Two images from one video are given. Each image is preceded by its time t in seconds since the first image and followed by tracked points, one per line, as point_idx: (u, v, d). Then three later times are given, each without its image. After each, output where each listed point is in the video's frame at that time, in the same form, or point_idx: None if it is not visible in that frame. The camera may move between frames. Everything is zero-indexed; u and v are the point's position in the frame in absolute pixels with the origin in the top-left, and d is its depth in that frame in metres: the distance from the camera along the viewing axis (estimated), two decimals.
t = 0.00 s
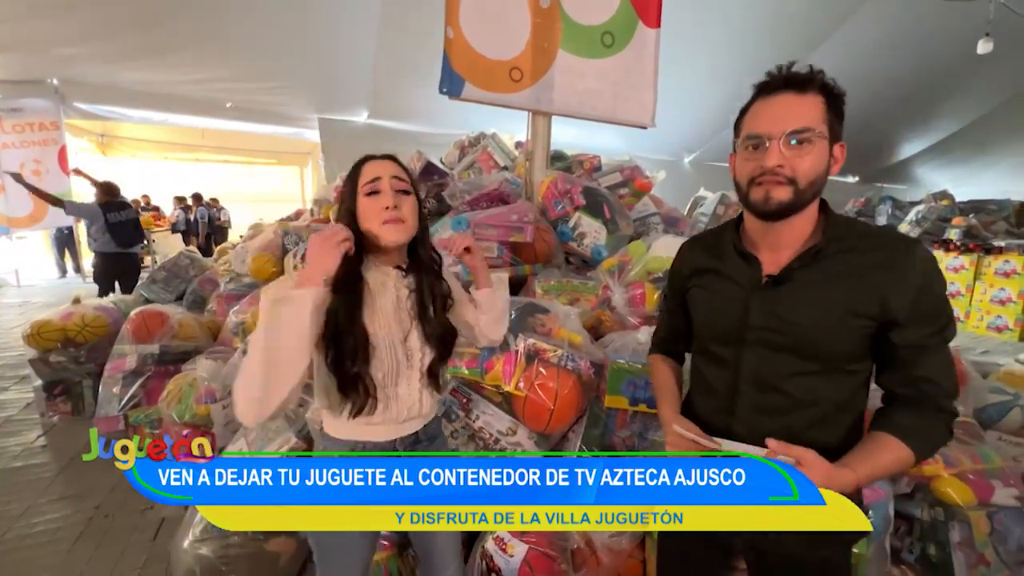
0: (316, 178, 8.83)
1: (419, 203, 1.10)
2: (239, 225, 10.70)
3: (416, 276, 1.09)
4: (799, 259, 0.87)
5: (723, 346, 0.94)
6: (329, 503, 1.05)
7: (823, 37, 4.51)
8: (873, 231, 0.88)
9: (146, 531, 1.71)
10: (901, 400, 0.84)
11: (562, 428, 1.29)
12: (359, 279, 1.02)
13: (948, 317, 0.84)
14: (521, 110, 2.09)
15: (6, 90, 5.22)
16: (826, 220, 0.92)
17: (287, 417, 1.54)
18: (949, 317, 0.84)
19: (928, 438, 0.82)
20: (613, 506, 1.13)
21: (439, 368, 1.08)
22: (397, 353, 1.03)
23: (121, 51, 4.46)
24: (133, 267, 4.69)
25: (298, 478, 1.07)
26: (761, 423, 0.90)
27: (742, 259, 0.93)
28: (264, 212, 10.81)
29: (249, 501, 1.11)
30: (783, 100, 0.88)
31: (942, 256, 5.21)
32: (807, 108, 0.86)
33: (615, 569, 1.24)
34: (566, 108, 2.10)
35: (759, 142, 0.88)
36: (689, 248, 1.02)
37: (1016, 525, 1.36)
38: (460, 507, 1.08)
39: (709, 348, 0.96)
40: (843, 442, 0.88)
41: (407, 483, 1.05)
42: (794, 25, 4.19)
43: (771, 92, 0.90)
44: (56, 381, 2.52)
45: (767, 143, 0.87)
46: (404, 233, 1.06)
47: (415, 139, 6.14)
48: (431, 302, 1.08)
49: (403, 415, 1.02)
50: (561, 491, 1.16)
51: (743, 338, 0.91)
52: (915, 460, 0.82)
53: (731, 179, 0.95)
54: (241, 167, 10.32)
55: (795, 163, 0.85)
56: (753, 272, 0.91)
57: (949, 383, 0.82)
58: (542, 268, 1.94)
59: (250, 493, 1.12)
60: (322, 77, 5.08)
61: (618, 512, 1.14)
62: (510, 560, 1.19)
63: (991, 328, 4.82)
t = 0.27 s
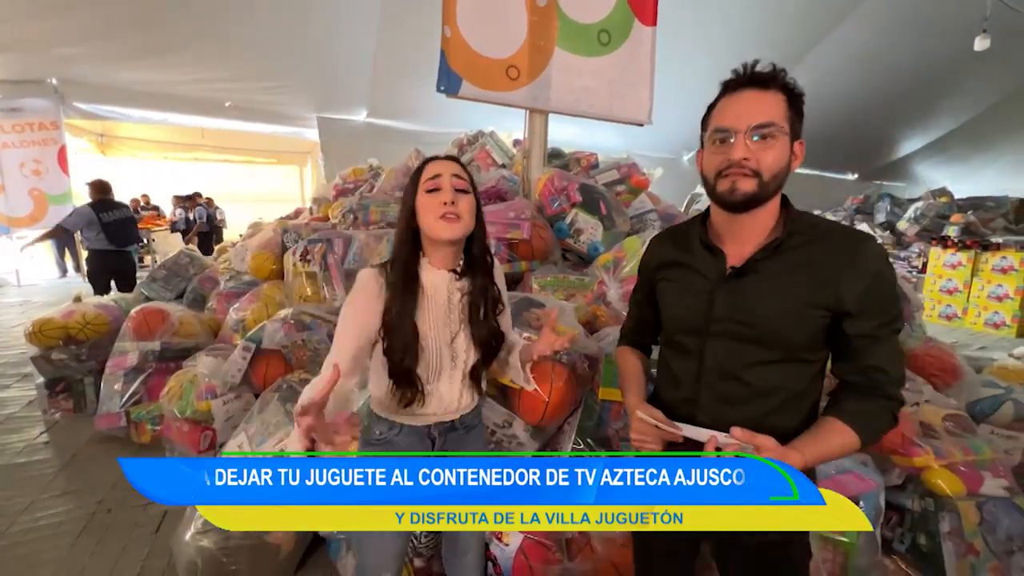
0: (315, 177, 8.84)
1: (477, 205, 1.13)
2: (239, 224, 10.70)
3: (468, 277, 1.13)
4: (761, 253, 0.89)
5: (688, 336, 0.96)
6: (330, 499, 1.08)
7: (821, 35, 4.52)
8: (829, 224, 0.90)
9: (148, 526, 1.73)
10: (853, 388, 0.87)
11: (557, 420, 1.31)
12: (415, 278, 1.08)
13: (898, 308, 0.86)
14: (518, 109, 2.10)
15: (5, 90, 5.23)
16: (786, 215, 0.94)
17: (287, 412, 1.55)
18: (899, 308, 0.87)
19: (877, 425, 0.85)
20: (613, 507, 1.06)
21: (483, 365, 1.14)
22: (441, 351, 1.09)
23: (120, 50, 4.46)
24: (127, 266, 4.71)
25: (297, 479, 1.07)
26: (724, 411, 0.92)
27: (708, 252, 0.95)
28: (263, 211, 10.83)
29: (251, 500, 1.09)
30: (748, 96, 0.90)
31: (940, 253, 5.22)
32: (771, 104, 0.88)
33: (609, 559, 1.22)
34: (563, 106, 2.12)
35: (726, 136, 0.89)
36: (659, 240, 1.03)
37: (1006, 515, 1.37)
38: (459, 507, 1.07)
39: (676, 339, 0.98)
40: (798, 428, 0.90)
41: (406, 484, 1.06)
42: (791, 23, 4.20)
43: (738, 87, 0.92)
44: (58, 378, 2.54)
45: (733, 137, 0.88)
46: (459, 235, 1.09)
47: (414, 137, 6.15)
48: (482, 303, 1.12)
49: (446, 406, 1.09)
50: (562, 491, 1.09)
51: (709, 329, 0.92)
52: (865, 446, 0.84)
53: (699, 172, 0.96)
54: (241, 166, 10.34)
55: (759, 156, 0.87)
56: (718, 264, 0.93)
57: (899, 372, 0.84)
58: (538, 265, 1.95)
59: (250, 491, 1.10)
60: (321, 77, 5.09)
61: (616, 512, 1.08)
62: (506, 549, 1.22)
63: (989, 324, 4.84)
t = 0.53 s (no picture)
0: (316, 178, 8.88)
1: (516, 212, 1.16)
2: (240, 225, 10.74)
3: (499, 278, 1.16)
4: (729, 251, 0.92)
5: (660, 331, 0.98)
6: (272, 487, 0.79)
7: (819, 36, 4.54)
8: (789, 223, 0.93)
9: (152, 520, 1.77)
10: (810, 379, 0.90)
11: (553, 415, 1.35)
12: (446, 277, 1.12)
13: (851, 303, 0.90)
14: (516, 110, 2.13)
15: (9, 91, 5.27)
16: (751, 214, 0.97)
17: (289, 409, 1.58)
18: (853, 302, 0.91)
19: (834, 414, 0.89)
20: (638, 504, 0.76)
21: (510, 362, 1.17)
22: (462, 348, 1.12)
23: (123, 52, 4.49)
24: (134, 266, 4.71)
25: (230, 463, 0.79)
26: (694, 402, 0.94)
27: (678, 250, 0.97)
28: (265, 212, 10.88)
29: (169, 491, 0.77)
30: (717, 99, 0.92)
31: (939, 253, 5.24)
32: (739, 108, 0.90)
33: (604, 551, 1.24)
34: (561, 107, 2.15)
35: (696, 138, 0.91)
36: (632, 239, 1.04)
37: (994, 510, 1.40)
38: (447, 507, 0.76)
39: (648, 334, 1.00)
40: (761, 417, 0.93)
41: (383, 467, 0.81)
42: (789, 24, 4.23)
43: (707, 91, 0.94)
44: (62, 376, 2.57)
45: (703, 140, 0.90)
46: (494, 239, 1.12)
47: (414, 138, 6.18)
48: (512, 301, 1.14)
49: (460, 398, 1.12)
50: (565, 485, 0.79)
51: (679, 325, 0.95)
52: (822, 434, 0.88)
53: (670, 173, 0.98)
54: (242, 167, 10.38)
55: (728, 158, 0.89)
56: (688, 263, 0.95)
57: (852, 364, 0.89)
58: (536, 264, 1.96)
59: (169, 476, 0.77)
60: (323, 78, 5.13)
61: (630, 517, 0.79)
62: (503, 541, 1.23)
63: (987, 324, 4.85)
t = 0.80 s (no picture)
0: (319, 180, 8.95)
1: (529, 216, 1.14)
2: (244, 227, 10.82)
3: (509, 281, 1.15)
4: (709, 248, 0.91)
5: (642, 332, 0.96)
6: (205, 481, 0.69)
7: (820, 38, 4.56)
8: (763, 219, 0.93)
9: (160, 516, 1.80)
10: (790, 370, 0.90)
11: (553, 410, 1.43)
12: (455, 276, 1.12)
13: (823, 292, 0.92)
14: (517, 112, 2.16)
15: (17, 96, 5.34)
16: (727, 213, 0.97)
17: (295, 406, 1.61)
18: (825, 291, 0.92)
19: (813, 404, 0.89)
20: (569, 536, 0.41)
21: (517, 362, 1.15)
22: (464, 346, 1.12)
23: (130, 56, 4.55)
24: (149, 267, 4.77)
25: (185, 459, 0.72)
26: (675, 401, 0.92)
27: (660, 249, 0.95)
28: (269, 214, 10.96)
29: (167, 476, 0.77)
30: (693, 102, 0.92)
31: (942, 253, 5.22)
32: (715, 111, 0.90)
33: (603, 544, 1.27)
34: (561, 109, 2.18)
35: (675, 139, 0.91)
36: (612, 238, 1.02)
37: (991, 506, 1.41)
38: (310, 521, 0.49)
39: (630, 334, 0.98)
40: (741, 413, 0.92)
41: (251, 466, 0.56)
42: (789, 25, 4.25)
43: (683, 95, 0.94)
44: (71, 376, 2.61)
45: (680, 141, 0.90)
46: (506, 242, 1.10)
47: (416, 140, 6.22)
48: (521, 301, 1.13)
49: (459, 395, 1.12)
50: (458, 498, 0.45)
51: (662, 323, 0.92)
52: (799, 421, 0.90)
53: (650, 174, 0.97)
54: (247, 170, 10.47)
55: (705, 157, 0.89)
56: (670, 262, 0.93)
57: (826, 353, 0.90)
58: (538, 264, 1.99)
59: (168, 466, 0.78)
60: (326, 82, 5.18)
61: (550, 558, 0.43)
62: (504, 533, 1.25)
63: (991, 324, 4.84)
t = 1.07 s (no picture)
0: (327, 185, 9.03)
1: (518, 217, 1.17)
2: (252, 231, 10.95)
3: (502, 280, 1.17)
4: (698, 245, 0.92)
5: (634, 329, 0.97)
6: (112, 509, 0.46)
7: (824, 39, 4.56)
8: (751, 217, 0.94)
9: (174, 513, 1.84)
10: (780, 364, 0.91)
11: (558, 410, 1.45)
12: (449, 279, 1.13)
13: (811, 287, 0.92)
14: (521, 116, 2.19)
15: (33, 104, 5.46)
16: (716, 211, 0.98)
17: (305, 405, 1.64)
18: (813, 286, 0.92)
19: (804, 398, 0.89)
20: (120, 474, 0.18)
21: (515, 360, 1.17)
22: (461, 346, 1.14)
23: (142, 64, 4.63)
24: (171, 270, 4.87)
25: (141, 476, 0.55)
26: (667, 396, 0.94)
27: (651, 247, 0.96)
28: (277, 219, 11.08)
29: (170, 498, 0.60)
30: (685, 101, 0.94)
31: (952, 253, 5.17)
32: (706, 109, 0.92)
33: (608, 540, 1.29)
34: (566, 113, 2.20)
35: (669, 135, 0.92)
36: (605, 238, 1.04)
37: (997, 505, 1.41)
38: None
39: (623, 331, 0.99)
40: (731, 408, 0.93)
41: None
42: (793, 27, 4.25)
43: (675, 96, 0.96)
44: (86, 377, 2.67)
45: (675, 136, 0.92)
46: (496, 243, 1.13)
47: (421, 144, 6.27)
48: (515, 301, 1.15)
49: (456, 396, 1.13)
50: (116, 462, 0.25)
51: (654, 319, 0.94)
52: (791, 415, 0.89)
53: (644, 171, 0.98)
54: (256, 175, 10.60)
55: (700, 152, 0.90)
56: (660, 259, 0.95)
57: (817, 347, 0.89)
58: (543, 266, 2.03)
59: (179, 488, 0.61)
60: (334, 88, 5.25)
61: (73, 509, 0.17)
62: (510, 529, 1.27)
63: (1002, 325, 4.78)
